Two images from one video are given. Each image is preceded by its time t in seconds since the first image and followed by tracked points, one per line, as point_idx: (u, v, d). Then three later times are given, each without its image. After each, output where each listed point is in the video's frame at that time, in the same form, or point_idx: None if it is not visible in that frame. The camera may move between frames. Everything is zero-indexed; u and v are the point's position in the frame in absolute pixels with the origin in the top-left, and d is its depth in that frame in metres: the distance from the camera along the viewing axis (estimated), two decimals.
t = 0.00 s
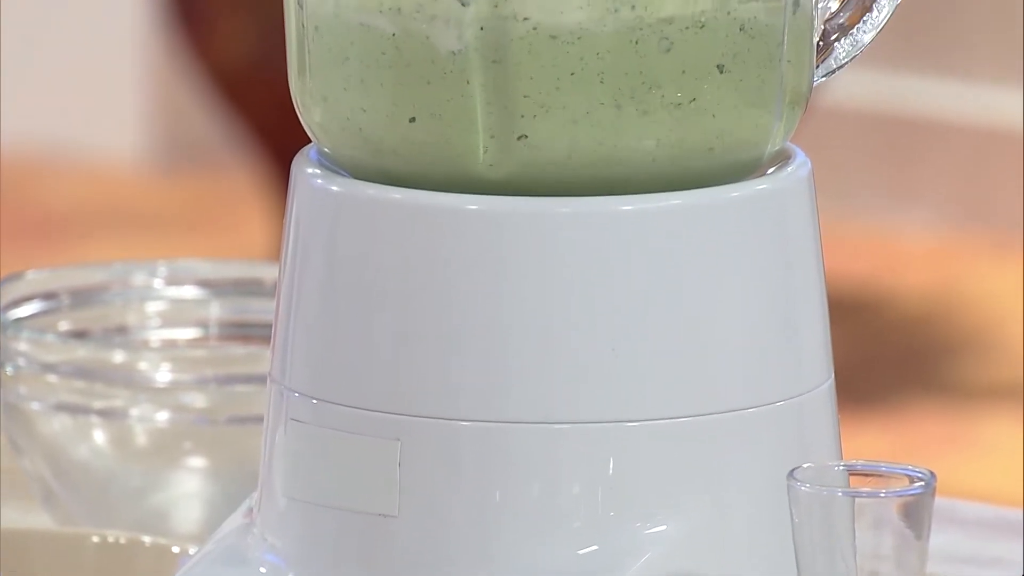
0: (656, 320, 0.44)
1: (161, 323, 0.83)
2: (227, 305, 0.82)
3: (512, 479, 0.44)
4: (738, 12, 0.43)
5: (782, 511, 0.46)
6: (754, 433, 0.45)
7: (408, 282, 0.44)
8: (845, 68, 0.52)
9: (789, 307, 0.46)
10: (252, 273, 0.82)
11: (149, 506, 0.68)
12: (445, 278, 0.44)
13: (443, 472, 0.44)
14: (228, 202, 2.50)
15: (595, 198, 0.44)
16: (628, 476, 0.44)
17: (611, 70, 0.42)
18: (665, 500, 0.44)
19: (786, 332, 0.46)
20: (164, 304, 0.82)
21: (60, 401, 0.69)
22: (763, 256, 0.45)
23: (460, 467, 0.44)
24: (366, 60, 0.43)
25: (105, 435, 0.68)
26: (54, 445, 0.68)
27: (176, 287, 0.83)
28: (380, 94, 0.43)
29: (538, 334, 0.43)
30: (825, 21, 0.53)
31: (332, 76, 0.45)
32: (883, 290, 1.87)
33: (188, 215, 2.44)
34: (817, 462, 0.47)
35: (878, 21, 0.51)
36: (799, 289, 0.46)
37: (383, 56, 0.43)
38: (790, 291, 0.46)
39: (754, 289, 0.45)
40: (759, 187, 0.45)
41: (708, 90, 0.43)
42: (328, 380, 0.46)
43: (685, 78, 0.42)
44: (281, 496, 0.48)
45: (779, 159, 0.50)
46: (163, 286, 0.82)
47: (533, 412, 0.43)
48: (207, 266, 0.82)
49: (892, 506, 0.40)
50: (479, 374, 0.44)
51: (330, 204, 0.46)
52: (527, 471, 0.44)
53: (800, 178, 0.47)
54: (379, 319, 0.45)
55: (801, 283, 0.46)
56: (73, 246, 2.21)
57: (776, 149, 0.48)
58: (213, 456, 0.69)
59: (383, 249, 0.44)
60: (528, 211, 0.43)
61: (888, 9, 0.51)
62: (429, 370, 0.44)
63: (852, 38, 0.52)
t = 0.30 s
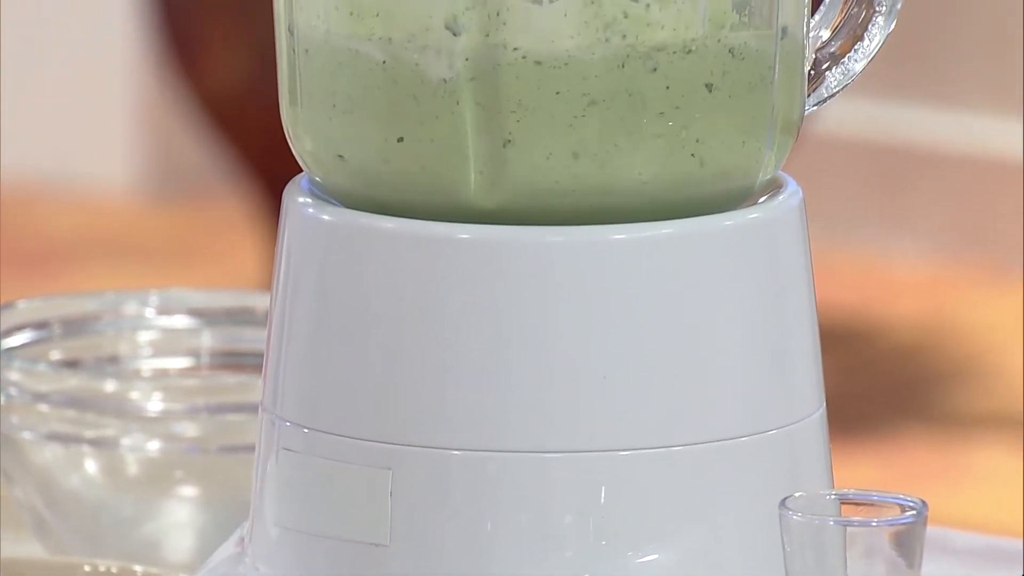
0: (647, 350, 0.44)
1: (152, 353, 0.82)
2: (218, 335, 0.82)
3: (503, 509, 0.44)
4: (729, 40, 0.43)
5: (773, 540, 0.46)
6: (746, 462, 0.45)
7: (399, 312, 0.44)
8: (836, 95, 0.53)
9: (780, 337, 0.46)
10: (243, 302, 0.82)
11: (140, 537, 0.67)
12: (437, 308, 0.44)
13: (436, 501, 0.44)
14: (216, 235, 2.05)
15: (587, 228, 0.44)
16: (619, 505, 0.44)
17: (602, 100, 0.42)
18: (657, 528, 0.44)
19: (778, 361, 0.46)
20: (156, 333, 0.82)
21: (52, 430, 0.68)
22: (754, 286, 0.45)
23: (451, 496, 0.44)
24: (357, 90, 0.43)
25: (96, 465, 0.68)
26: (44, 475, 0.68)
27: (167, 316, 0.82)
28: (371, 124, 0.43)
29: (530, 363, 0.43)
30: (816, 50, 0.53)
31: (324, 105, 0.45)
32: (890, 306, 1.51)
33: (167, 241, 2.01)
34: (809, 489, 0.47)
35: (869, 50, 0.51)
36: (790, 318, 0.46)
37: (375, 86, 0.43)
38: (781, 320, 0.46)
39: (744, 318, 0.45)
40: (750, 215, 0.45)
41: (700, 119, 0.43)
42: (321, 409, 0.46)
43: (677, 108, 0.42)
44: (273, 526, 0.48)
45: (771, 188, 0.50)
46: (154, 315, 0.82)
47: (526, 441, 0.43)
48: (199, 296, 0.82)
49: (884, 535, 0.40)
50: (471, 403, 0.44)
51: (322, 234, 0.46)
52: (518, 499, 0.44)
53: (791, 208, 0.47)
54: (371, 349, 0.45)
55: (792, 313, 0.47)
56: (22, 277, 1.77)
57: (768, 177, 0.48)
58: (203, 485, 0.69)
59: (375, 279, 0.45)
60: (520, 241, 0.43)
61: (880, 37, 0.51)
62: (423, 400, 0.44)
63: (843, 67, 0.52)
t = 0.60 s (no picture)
0: (637, 380, 0.44)
1: (142, 383, 0.82)
2: (208, 364, 0.82)
3: (494, 538, 0.44)
4: (719, 71, 0.43)
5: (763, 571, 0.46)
6: (735, 492, 0.45)
7: (389, 342, 0.44)
8: (826, 128, 0.53)
9: (770, 366, 0.46)
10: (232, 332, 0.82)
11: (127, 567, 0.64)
12: (427, 338, 0.44)
13: (427, 531, 0.44)
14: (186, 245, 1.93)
15: (578, 258, 0.44)
16: (609, 534, 0.44)
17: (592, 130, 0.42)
18: (647, 558, 0.44)
19: (768, 391, 0.46)
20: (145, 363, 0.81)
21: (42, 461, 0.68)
22: (744, 316, 0.45)
23: (441, 525, 0.44)
24: (348, 120, 0.44)
25: (86, 494, 0.69)
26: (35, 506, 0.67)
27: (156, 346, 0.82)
28: (362, 154, 0.44)
29: (520, 392, 0.44)
30: (807, 80, 0.54)
31: (316, 135, 0.45)
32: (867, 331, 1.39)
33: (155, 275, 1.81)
34: (800, 519, 0.47)
35: (859, 80, 0.52)
36: (780, 348, 0.47)
37: (365, 117, 0.43)
38: (771, 349, 0.46)
39: (734, 348, 0.45)
40: (740, 245, 0.46)
41: (689, 149, 0.43)
42: (310, 439, 0.46)
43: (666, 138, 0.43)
44: (263, 556, 0.48)
45: (761, 219, 0.51)
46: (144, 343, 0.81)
47: (516, 470, 0.43)
48: (189, 326, 0.82)
49: (874, 564, 0.40)
50: (463, 434, 0.44)
51: (312, 264, 0.46)
52: (508, 529, 0.44)
53: (781, 238, 0.48)
54: (362, 378, 0.45)
55: (782, 342, 0.47)
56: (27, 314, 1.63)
57: (757, 207, 0.49)
58: (192, 515, 0.68)
59: (367, 309, 0.45)
60: (510, 271, 0.43)
61: (870, 67, 0.52)
62: (412, 429, 0.44)
63: (833, 97, 0.53)
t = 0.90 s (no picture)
0: (631, 403, 0.44)
1: (136, 410, 0.82)
2: (200, 391, 0.82)
3: (488, 564, 0.44)
4: (712, 97, 0.43)
5: None
6: (728, 516, 0.45)
7: (382, 368, 0.44)
8: (819, 152, 0.54)
9: (763, 391, 0.46)
10: (225, 357, 0.81)
11: None
12: (421, 363, 0.44)
13: (420, 556, 0.44)
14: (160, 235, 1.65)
15: (572, 284, 0.44)
16: (604, 560, 0.44)
17: (584, 156, 0.42)
18: None
19: (761, 415, 0.46)
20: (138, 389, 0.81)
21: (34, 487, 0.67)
22: (737, 341, 0.45)
23: (435, 551, 0.44)
24: (341, 146, 0.44)
25: (80, 520, 0.68)
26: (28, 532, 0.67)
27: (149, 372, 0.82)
28: (354, 180, 0.44)
29: (514, 417, 0.44)
30: (800, 105, 0.54)
31: (309, 161, 0.45)
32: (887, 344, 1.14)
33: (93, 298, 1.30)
34: (795, 544, 0.47)
35: (853, 106, 0.52)
36: (774, 373, 0.47)
37: (358, 142, 0.43)
38: (764, 375, 0.46)
39: (727, 372, 0.45)
40: (733, 271, 0.46)
41: (682, 174, 0.43)
42: (303, 465, 0.46)
43: (660, 164, 0.43)
44: None
45: (755, 244, 0.51)
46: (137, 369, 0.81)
47: (509, 496, 0.43)
48: (181, 351, 0.82)
49: None
50: (457, 459, 0.44)
51: (306, 289, 0.46)
52: (500, 554, 0.44)
53: (774, 264, 0.48)
54: (356, 404, 0.45)
55: (776, 368, 0.47)
56: None
57: (751, 233, 0.49)
58: (186, 540, 0.69)
59: (361, 334, 0.45)
60: (504, 296, 0.43)
61: (863, 93, 0.52)
62: (406, 454, 0.44)
63: (827, 123, 0.53)
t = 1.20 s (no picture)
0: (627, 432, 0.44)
1: (131, 438, 0.82)
2: (196, 420, 0.81)
3: None
4: (707, 125, 0.43)
5: None
6: (724, 546, 0.45)
7: (377, 397, 0.44)
8: (816, 182, 0.54)
9: (759, 420, 0.46)
10: (221, 386, 0.81)
11: None
12: (416, 391, 0.44)
13: None
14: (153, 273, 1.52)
15: (567, 312, 0.44)
16: None
17: (580, 185, 0.42)
18: None
19: (756, 443, 0.46)
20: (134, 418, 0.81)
21: (31, 515, 0.67)
22: (732, 369, 0.45)
23: None
24: (337, 175, 0.44)
25: (76, 548, 0.68)
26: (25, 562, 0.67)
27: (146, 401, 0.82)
28: (351, 209, 0.44)
29: (509, 445, 0.43)
30: (795, 134, 0.54)
31: (306, 190, 0.45)
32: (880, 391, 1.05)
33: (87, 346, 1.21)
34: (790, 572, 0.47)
35: (848, 134, 0.52)
36: (771, 401, 0.47)
37: (353, 171, 0.43)
38: (759, 403, 0.46)
39: (724, 400, 0.45)
40: (729, 299, 0.46)
41: (678, 203, 0.43)
42: (299, 494, 0.46)
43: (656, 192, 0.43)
44: None
45: (750, 272, 0.51)
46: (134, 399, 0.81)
47: (505, 525, 0.43)
48: (178, 380, 0.82)
49: None
50: (452, 487, 0.43)
51: (301, 318, 0.46)
52: None
53: (770, 291, 0.48)
54: (351, 432, 0.45)
55: (772, 395, 0.47)
56: None
57: (747, 261, 0.49)
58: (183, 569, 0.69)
59: (356, 363, 0.45)
60: (500, 324, 0.43)
61: (858, 122, 0.52)
62: (401, 482, 0.44)
63: (822, 151, 0.53)
